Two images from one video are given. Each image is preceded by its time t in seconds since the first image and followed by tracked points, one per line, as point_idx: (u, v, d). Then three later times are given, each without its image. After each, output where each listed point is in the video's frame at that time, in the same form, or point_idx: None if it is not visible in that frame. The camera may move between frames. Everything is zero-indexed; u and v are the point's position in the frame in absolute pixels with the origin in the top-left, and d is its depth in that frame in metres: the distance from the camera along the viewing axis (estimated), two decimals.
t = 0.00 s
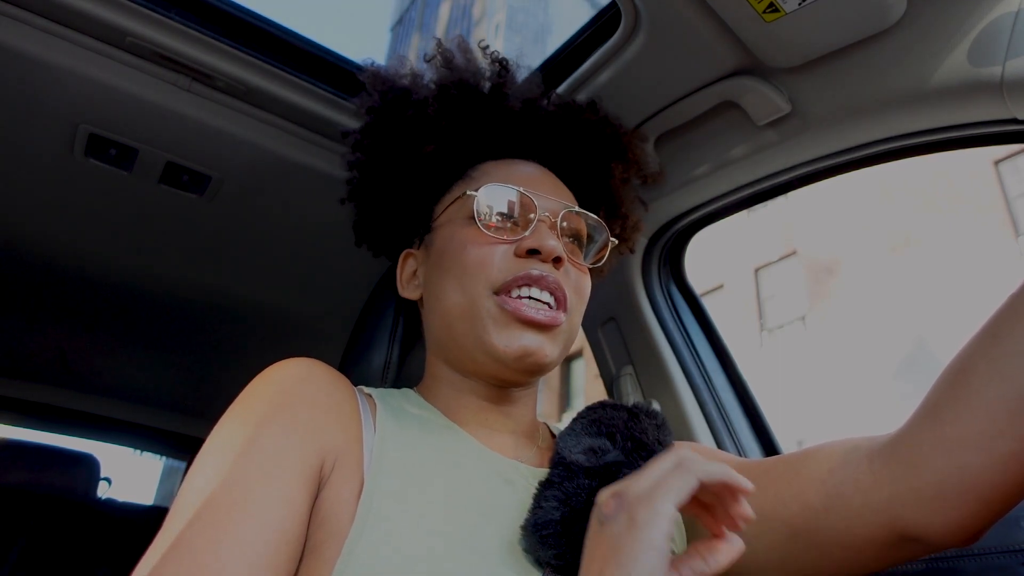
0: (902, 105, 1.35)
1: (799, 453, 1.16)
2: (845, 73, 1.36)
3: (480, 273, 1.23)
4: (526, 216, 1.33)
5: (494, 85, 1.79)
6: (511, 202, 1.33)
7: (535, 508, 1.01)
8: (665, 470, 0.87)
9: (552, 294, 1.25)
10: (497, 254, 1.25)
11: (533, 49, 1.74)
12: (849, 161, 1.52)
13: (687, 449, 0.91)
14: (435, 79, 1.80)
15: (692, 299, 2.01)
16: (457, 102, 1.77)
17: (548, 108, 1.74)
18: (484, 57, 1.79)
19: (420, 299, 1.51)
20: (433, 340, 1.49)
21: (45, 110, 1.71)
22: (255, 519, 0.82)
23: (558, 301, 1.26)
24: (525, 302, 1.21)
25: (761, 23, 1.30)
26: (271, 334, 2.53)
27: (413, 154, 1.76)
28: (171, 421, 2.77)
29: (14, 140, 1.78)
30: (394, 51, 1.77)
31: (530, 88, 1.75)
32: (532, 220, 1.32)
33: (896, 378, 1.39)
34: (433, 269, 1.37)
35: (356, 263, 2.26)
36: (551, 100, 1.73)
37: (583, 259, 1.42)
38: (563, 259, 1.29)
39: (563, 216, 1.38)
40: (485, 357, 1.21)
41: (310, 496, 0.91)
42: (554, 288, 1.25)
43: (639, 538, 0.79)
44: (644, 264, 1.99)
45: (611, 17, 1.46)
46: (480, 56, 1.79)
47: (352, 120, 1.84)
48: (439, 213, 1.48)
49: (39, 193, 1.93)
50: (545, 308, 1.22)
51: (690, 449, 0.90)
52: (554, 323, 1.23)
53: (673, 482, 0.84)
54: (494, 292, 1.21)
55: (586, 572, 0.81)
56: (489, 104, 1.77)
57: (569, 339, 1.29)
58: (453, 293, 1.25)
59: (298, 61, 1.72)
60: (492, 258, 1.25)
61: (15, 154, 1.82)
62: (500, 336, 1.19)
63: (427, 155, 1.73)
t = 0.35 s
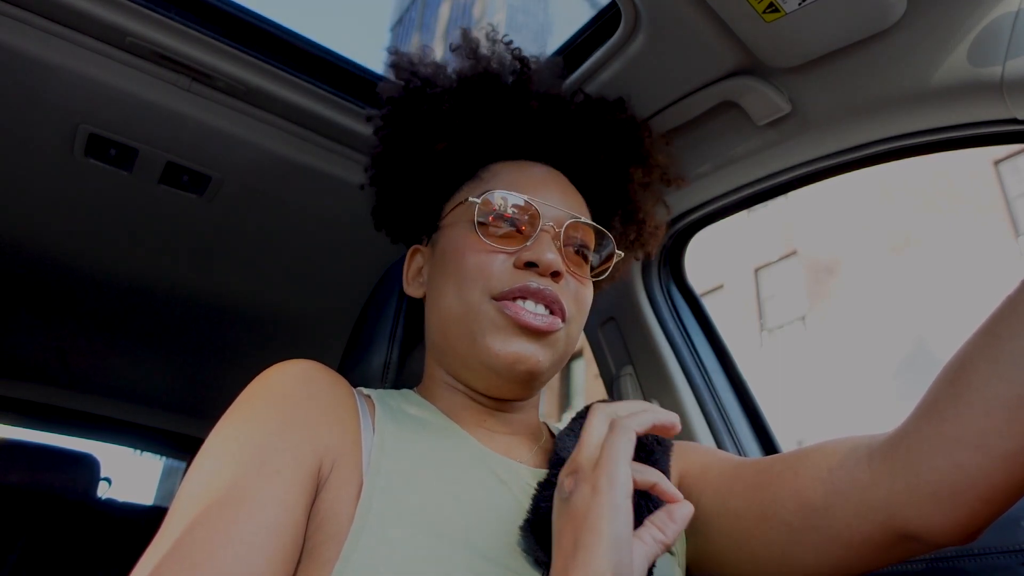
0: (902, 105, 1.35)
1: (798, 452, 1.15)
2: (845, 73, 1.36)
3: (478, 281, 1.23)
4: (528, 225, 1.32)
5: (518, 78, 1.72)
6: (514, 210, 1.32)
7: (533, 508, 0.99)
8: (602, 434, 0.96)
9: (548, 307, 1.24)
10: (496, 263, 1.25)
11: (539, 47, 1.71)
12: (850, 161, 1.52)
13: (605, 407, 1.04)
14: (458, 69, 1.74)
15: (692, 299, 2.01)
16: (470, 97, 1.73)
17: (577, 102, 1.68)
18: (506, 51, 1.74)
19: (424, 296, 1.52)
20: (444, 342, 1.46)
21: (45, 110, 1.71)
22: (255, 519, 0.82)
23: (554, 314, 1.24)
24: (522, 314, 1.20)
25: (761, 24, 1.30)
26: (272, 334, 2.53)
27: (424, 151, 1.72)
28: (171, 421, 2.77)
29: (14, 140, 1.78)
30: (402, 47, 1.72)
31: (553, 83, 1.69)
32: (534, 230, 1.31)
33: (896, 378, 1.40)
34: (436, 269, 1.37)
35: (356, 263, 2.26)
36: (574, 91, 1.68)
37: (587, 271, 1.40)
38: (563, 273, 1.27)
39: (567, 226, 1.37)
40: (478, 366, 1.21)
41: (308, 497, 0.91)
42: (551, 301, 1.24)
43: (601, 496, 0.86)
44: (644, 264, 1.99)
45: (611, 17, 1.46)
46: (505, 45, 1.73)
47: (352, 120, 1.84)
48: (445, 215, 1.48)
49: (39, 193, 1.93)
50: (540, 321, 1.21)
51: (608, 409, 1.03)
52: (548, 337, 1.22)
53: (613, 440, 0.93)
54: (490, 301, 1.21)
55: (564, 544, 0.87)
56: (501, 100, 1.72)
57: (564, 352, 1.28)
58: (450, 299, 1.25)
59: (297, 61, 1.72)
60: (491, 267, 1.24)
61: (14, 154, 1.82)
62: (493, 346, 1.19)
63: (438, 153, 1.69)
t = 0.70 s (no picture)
0: (902, 105, 1.35)
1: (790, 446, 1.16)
2: (845, 73, 1.36)
3: (465, 276, 1.25)
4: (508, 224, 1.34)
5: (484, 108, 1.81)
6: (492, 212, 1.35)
7: (525, 511, 1.00)
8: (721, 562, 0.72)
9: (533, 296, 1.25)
10: (481, 258, 1.27)
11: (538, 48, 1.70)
12: (850, 161, 1.53)
13: (741, 530, 0.78)
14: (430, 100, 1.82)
15: (692, 300, 2.01)
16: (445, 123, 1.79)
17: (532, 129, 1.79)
18: (473, 84, 1.84)
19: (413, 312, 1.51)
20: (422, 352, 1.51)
21: (45, 110, 1.71)
22: (260, 520, 0.82)
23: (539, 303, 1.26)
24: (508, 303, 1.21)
25: (761, 24, 1.30)
26: (271, 334, 2.53)
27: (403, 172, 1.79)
28: (171, 421, 2.78)
29: (14, 139, 1.78)
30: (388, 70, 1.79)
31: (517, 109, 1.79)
32: (514, 227, 1.34)
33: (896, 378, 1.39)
34: (423, 276, 1.37)
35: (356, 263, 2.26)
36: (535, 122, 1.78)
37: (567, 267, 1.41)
38: (544, 262, 1.29)
39: (546, 223, 1.39)
40: (470, 357, 1.21)
41: (311, 498, 0.91)
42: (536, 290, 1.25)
43: None
44: (643, 264, 1.99)
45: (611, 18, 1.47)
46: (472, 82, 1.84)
47: (352, 120, 1.84)
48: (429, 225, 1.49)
49: (39, 193, 1.93)
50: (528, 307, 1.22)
51: (739, 534, 0.77)
52: (534, 324, 1.22)
53: None
54: (478, 292, 1.22)
55: None
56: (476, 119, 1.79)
57: (550, 343, 1.28)
58: (438, 297, 1.26)
59: (297, 61, 1.72)
60: (477, 262, 1.26)
61: (15, 154, 1.82)
62: (484, 334, 1.20)
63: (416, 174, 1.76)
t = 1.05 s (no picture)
0: (901, 105, 1.35)
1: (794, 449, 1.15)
2: (845, 73, 1.36)
3: (457, 285, 1.24)
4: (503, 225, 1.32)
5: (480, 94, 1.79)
6: (488, 213, 1.32)
7: (523, 508, 1.00)
8: (661, 487, 0.88)
9: (528, 306, 1.25)
10: (474, 265, 1.25)
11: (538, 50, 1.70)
12: (850, 161, 1.52)
13: (669, 454, 0.93)
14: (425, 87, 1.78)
15: (692, 300, 2.01)
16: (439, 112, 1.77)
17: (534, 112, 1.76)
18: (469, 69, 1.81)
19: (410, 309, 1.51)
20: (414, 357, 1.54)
21: (45, 109, 1.71)
22: (258, 519, 0.82)
23: (533, 312, 1.25)
24: (501, 318, 1.21)
25: (761, 24, 1.30)
26: (271, 335, 2.54)
27: (398, 166, 1.75)
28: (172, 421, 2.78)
29: (14, 139, 1.78)
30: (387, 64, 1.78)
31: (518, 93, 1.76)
32: (509, 228, 1.31)
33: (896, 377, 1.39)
34: (419, 278, 1.36)
35: (356, 264, 2.27)
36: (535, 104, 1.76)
37: (565, 266, 1.40)
38: (540, 266, 1.28)
39: (542, 223, 1.37)
40: (460, 371, 1.22)
41: (313, 495, 0.91)
42: (531, 300, 1.25)
43: (651, 558, 0.81)
44: (644, 264, 1.98)
45: (611, 18, 1.46)
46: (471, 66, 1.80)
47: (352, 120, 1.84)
48: (424, 224, 1.47)
49: (39, 193, 1.92)
50: (518, 324, 1.22)
51: (670, 456, 0.93)
52: (529, 335, 1.22)
53: (672, 497, 0.85)
54: (469, 306, 1.22)
55: None
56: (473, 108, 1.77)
57: (546, 351, 1.29)
58: (433, 306, 1.25)
59: (297, 61, 1.72)
60: (470, 268, 1.25)
61: (14, 154, 1.82)
62: (477, 351, 1.19)
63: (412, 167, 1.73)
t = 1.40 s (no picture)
0: (901, 104, 1.35)
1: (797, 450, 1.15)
2: (845, 73, 1.36)
3: (464, 284, 1.23)
4: (512, 226, 1.31)
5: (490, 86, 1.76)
6: (495, 213, 1.32)
7: (524, 507, 1.01)
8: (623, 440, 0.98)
9: (536, 306, 1.24)
10: (481, 264, 1.25)
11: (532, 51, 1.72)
12: (850, 161, 1.52)
13: (630, 411, 1.04)
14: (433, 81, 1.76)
15: (692, 300, 2.01)
16: (446, 105, 1.73)
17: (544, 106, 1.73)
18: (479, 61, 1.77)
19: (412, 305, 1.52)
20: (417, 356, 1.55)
21: (45, 110, 1.71)
22: (256, 521, 0.82)
23: (541, 314, 1.25)
24: (509, 316, 1.20)
25: (761, 24, 1.30)
26: (272, 335, 2.54)
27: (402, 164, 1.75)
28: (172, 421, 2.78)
29: (14, 139, 1.78)
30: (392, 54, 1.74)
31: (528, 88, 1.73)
32: (517, 230, 1.31)
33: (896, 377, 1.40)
34: (424, 276, 1.36)
35: (356, 264, 2.27)
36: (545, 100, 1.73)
37: (572, 269, 1.39)
38: (547, 268, 1.27)
39: (550, 225, 1.36)
40: (467, 370, 1.21)
41: (310, 497, 0.91)
42: (539, 300, 1.24)
43: (614, 500, 0.90)
44: (644, 264, 1.99)
45: (611, 18, 1.46)
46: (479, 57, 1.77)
47: (353, 120, 1.85)
48: (428, 221, 1.47)
49: (39, 193, 1.93)
50: (526, 320, 1.21)
51: (632, 412, 1.04)
52: (536, 336, 1.22)
53: (632, 445, 0.96)
54: (477, 304, 1.21)
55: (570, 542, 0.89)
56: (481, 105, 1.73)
57: (553, 353, 1.28)
58: (439, 304, 1.25)
59: (297, 61, 1.72)
60: (477, 268, 1.24)
61: (14, 153, 1.82)
62: (485, 350, 1.19)
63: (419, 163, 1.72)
